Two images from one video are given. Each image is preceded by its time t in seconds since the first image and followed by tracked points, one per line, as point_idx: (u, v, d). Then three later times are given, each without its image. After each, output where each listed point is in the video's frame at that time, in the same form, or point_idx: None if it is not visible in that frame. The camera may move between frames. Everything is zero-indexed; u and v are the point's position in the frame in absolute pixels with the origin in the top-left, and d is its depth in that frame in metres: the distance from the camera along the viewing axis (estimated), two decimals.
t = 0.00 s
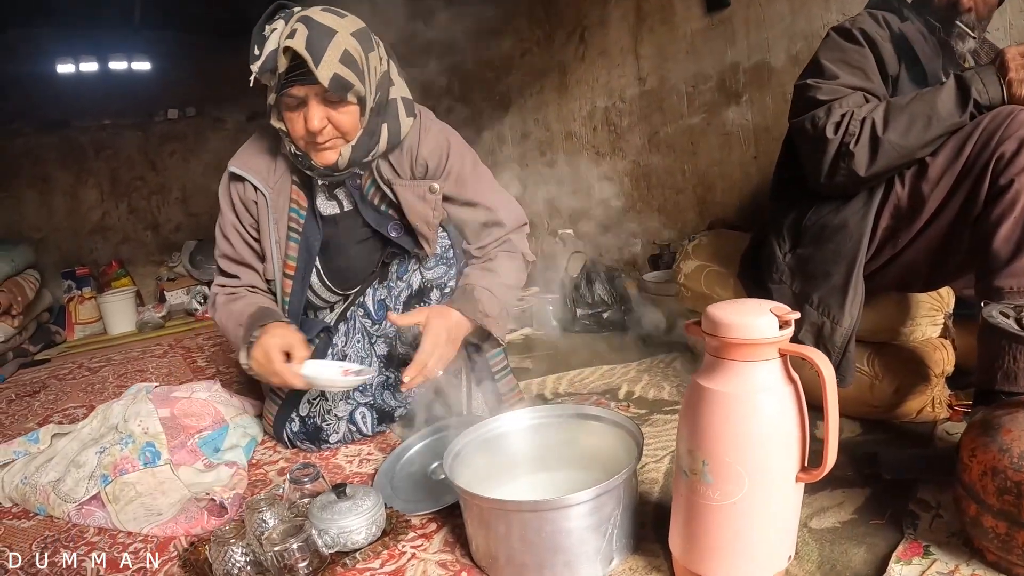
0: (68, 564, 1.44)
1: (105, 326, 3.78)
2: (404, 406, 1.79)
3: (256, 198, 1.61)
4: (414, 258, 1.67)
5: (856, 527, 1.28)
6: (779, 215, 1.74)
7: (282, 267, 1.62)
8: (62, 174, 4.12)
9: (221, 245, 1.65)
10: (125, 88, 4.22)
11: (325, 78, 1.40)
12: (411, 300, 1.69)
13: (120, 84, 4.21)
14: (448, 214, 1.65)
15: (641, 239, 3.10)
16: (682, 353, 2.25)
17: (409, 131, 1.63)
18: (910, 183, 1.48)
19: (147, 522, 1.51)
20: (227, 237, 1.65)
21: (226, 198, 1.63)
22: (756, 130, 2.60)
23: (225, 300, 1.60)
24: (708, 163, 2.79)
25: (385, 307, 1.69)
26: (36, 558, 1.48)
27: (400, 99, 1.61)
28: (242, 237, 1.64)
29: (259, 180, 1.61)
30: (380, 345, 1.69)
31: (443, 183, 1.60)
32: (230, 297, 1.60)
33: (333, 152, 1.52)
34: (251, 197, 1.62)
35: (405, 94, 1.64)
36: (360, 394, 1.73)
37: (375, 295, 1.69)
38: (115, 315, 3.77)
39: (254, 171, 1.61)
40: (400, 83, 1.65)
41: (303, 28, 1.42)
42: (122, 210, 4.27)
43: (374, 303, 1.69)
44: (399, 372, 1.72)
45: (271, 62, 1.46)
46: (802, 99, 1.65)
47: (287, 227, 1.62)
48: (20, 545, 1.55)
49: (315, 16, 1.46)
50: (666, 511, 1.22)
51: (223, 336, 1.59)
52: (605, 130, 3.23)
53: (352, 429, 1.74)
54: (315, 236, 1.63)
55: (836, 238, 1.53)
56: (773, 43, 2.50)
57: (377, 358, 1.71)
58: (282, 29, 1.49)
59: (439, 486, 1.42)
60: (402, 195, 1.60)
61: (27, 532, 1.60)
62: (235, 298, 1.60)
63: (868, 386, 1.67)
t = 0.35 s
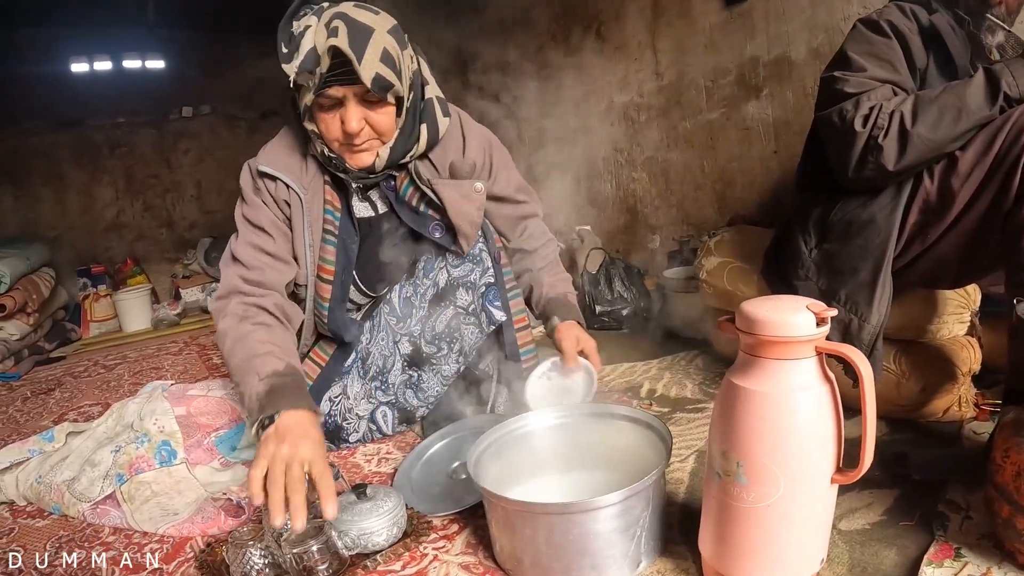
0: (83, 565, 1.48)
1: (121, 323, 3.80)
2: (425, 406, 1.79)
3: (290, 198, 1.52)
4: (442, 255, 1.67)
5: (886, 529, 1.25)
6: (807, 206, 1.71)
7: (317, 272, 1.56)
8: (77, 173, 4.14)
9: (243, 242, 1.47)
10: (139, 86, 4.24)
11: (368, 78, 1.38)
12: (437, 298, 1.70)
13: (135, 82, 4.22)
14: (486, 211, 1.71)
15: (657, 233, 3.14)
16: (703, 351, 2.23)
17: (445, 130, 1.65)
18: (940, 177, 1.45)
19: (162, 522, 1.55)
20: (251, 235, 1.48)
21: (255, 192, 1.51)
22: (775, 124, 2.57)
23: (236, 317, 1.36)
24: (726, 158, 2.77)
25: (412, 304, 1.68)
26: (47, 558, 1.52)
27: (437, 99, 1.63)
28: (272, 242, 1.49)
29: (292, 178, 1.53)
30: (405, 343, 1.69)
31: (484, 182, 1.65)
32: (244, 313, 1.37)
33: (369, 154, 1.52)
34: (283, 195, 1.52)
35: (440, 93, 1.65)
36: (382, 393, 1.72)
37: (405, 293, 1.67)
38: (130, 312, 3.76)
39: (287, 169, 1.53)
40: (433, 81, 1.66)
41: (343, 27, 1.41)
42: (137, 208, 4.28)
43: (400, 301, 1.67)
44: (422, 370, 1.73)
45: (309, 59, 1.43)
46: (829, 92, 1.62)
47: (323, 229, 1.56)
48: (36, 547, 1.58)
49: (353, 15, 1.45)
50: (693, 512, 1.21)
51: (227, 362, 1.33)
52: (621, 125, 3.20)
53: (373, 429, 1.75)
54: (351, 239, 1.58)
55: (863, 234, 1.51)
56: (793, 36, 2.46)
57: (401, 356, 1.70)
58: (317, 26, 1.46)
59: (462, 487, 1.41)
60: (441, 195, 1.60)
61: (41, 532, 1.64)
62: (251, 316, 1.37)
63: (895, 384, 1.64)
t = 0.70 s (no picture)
0: (94, 564, 1.49)
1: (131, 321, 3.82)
2: (435, 405, 1.81)
3: (306, 198, 1.51)
4: (456, 254, 1.69)
5: (900, 529, 1.24)
6: (820, 205, 1.71)
7: (332, 274, 1.55)
8: (87, 172, 4.15)
9: (262, 241, 1.43)
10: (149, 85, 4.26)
11: (384, 78, 1.37)
12: (449, 298, 1.71)
13: (145, 82, 4.24)
14: (501, 211, 1.69)
15: (668, 231, 3.13)
16: (714, 350, 2.22)
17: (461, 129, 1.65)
18: (955, 175, 1.44)
19: (173, 520, 1.55)
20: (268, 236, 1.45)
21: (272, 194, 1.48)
22: (788, 121, 2.55)
23: (252, 330, 1.33)
24: (738, 155, 2.75)
25: (423, 304, 1.71)
26: (56, 557, 1.53)
27: (451, 97, 1.63)
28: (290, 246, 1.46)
29: (310, 179, 1.52)
30: (417, 343, 1.72)
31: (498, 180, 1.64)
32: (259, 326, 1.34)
33: (384, 154, 1.53)
34: (301, 196, 1.51)
35: (455, 92, 1.65)
36: (395, 392, 1.74)
37: (415, 292, 1.70)
38: (141, 310, 3.78)
39: (304, 170, 1.52)
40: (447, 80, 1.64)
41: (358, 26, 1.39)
42: (148, 207, 4.30)
43: (413, 300, 1.70)
44: (434, 369, 1.76)
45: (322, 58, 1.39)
46: (843, 89, 1.62)
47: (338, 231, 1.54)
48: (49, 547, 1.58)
49: (365, 12, 1.42)
50: (707, 511, 1.21)
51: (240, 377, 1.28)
52: (632, 123, 3.20)
53: (385, 427, 1.76)
54: (366, 240, 1.57)
55: (877, 232, 1.50)
56: (806, 33, 2.44)
57: (413, 356, 1.73)
58: (329, 25, 1.43)
59: (476, 485, 1.40)
60: (456, 195, 1.61)
61: (51, 530, 1.65)
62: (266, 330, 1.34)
63: (909, 382, 1.63)
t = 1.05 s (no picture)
0: (102, 563, 1.45)
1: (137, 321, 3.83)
2: (442, 402, 1.77)
3: (309, 192, 1.60)
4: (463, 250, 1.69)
5: (904, 529, 1.25)
6: (826, 205, 1.72)
7: (337, 264, 1.62)
8: (93, 172, 4.17)
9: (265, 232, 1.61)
10: (154, 85, 4.28)
11: (405, 80, 1.40)
12: (453, 294, 1.68)
13: (151, 82, 4.27)
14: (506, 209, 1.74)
15: (674, 231, 3.13)
16: (719, 350, 2.23)
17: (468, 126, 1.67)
18: (960, 176, 1.44)
19: (181, 519, 1.52)
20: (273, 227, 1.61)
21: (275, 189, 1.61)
22: (793, 122, 2.56)
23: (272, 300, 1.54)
24: (743, 155, 2.76)
25: (429, 301, 1.68)
26: (67, 556, 1.50)
27: (459, 94, 1.64)
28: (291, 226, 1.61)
29: (313, 174, 1.61)
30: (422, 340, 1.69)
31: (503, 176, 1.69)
32: (279, 294, 1.55)
33: (401, 151, 1.55)
34: (303, 189, 1.60)
35: (463, 91, 1.66)
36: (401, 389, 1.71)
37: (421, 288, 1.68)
38: (147, 310, 3.78)
39: (307, 166, 1.61)
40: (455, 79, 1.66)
41: (375, 30, 1.40)
42: (154, 207, 4.32)
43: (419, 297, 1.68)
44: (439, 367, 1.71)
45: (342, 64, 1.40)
46: (849, 89, 1.63)
47: (341, 223, 1.61)
48: (57, 539, 1.57)
49: (379, 16, 1.44)
50: (711, 511, 1.22)
51: (276, 334, 1.52)
52: (636, 123, 3.21)
53: (392, 425, 1.76)
54: (369, 232, 1.63)
55: (883, 233, 1.51)
56: (810, 33, 2.44)
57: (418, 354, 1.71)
58: (344, 30, 1.44)
59: (481, 485, 1.42)
60: (462, 188, 1.63)
61: (60, 528, 1.62)
62: (286, 296, 1.55)
63: (913, 383, 1.64)
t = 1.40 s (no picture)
0: (113, 559, 1.48)
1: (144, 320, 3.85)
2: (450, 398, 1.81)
3: (330, 196, 1.61)
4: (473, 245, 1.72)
5: (905, 526, 1.27)
6: (830, 206, 1.73)
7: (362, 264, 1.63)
8: (100, 172, 4.20)
9: (299, 243, 1.62)
10: (160, 85, 4.31)
11: (396, 89, 1.42)
12: (463, 291, 1.72)
13: (157, 82, 4.29)
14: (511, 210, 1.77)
15: (678, 231, 3.15)
16: (723, 349, 2.25)
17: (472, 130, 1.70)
18: (963, 177, 1.47)
19: (192, 517, 1.55)
20: (305, 236, 1.63)
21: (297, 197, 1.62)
22: (797, 122, 2.57)
23: (337, 313, 1.57)
24: (748, 156, 2.77)
25: (438, 297, 1.71)
26: (80, 553, 1.52)
27: (464, 99, 1.67)
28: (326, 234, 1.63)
29: (331, 179, 1.61)
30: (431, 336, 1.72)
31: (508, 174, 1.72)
32: (341, 304, 1.59)
33: (402, 156, 1.58)
34: (323, 195, 1.61)
35: (468, 94, 1.68)
36: (410, 386, 1.75)
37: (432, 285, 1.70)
38: (153, 309, 3.79)
39: (324, 171, 1.61)
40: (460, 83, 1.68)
41: (368, 41, 1.43)
42: (160, 206, 4.35)
43: (428, 294, 1.70)
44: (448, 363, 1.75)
45: (338, 74, 1.44)
46: (853, 91, 1.65)
47: (362, 225, 1.63)
48: (68, 537, 1.60)
49: (375, 25, 1.47)
50: (716, 508, 1.25)
51: (347, 344, 1.56)
52: (641, 123, 3.23)
53: (401, 422, 1.78)
54: (388, 232, 1.64)
55: (886, 234, 1.53)
56: (814, 34, 2.46)
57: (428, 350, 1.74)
58: (342, 39, 1.48)
59: (489, 482, 1.44)
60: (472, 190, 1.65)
61: (71, 525, 1.64)
62: (348, 306, 1.58)
63: (916, 382, 1.66)
